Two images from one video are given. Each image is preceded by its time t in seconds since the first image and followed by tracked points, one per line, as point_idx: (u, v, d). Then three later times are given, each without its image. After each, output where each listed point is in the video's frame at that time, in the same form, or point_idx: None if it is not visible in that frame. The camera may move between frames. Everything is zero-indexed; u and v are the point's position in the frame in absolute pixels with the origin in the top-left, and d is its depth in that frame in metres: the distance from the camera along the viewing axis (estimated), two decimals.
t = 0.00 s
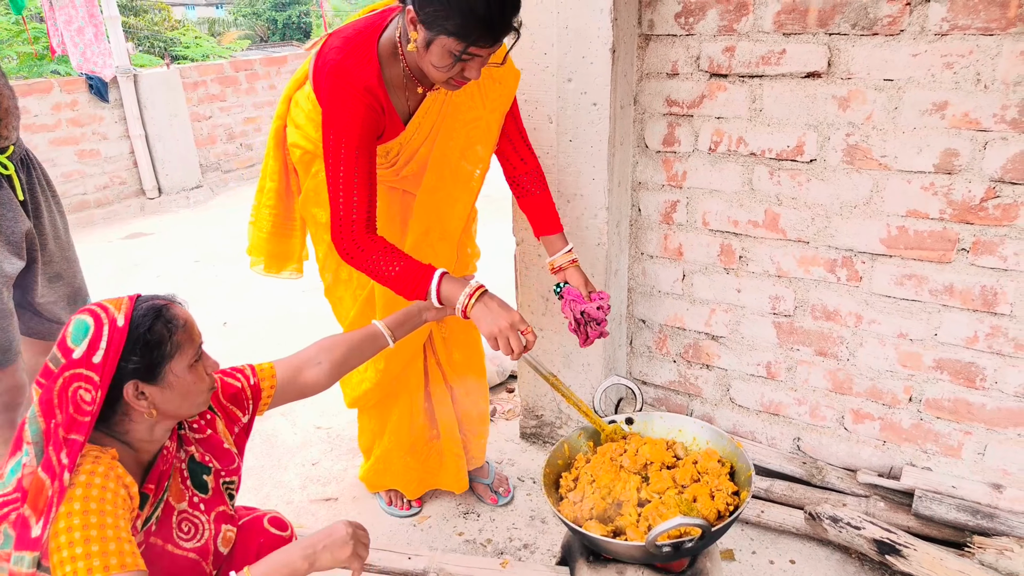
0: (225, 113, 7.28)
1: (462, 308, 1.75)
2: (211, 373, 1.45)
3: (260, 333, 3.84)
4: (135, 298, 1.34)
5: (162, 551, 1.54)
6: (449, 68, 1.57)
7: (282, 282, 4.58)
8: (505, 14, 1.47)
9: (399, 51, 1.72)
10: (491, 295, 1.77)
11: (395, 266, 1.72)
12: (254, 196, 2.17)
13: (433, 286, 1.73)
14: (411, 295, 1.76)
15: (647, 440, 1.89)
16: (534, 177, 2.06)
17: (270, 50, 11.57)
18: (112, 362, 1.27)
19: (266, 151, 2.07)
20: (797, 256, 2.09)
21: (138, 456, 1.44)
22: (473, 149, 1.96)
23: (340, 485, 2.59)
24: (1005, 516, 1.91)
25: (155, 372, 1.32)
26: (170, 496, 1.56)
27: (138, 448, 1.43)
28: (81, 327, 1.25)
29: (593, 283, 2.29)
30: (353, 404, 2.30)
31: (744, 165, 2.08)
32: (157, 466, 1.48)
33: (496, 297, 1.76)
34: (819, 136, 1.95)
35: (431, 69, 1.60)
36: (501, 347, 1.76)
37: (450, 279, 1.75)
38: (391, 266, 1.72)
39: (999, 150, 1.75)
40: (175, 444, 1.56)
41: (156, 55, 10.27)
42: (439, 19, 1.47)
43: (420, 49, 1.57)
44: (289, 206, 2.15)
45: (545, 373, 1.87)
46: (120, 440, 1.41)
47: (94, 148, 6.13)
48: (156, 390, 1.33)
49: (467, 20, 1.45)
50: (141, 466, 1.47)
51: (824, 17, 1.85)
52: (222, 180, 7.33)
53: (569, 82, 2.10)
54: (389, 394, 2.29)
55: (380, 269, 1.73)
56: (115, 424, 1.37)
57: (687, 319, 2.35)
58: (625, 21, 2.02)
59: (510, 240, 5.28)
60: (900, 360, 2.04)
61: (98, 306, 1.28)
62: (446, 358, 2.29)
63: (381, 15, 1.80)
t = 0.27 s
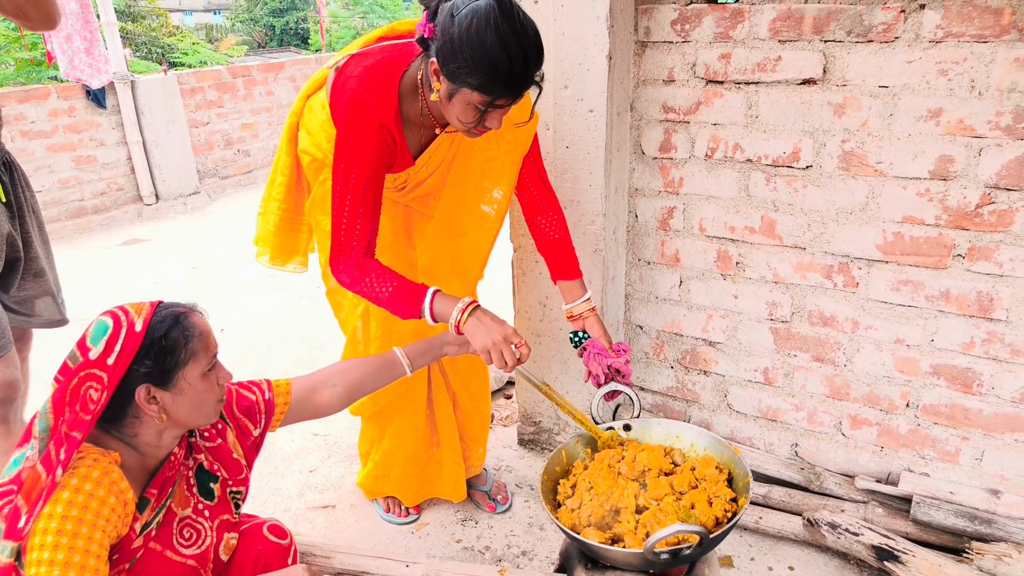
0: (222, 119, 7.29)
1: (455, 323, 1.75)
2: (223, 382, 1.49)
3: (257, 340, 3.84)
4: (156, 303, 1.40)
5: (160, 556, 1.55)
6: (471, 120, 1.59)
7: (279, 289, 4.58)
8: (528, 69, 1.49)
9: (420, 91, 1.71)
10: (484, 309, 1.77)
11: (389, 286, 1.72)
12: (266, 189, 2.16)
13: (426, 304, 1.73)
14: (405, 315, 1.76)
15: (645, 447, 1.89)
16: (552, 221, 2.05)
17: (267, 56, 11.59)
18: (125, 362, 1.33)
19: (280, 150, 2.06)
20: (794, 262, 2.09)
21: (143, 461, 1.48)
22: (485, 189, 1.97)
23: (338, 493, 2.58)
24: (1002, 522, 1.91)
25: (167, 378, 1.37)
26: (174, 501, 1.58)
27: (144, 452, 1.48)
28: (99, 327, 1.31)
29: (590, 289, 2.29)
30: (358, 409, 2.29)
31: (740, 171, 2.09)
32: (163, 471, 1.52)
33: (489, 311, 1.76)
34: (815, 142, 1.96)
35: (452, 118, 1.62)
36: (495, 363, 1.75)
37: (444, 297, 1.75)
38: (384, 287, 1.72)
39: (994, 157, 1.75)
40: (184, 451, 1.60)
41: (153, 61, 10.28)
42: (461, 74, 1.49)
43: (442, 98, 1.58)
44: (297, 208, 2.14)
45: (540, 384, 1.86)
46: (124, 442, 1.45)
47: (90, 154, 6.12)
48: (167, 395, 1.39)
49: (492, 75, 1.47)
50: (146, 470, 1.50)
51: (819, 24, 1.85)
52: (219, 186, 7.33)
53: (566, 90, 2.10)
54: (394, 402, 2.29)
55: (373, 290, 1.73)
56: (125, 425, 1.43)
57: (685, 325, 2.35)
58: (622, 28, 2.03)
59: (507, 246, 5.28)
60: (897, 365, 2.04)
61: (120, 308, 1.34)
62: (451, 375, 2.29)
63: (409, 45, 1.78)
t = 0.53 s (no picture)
0: (219, 114, 7.27)
1: (454, 319, 1.74)
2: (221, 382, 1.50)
3: (256, 334, 3.84)
4: (157, 301, 1.41)
5: (154, 552, 1.55)
6: (474, 112, 1.59)
7: (278, 283, 4.58)
8: (535, 68, 1.49)
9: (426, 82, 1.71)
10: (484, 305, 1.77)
11: (389, 279, 1.72)
12: (271, 178, 2.16)
13: (425, 297, 1.73)
14: (404, 308, 1.76)
15: (643, 439, 1.89)
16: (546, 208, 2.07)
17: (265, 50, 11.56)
18: (119, 360, 1.33)
19: (286, 140, 2.06)
20: (791, 254, 2.09)
21: (138, 458, 1.49)
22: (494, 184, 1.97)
23: (337, 486, 2.59)
24: (998, 512, 1.92)
25: (161, 377, 1.37)
26: (170, 498, 1.59)
27: (138, 450, 1.49)
28: (98, 324, 1.32)
29: (588, 282, 2.30)
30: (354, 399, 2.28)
31: (738, 164, 2.09)
32: (157, 469, 1.53)
33: (488, 308, 1.76)
34: (812, 135, 1.96)
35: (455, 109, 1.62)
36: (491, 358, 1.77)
37: (444, 291, 1.74)
38: (385, 278, 1.71)
39: (992, 148, 1.75)
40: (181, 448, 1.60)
41: (150, 56, 10.26)
42: (467, 67, 1.49)
43: (445, 89, 1.58)
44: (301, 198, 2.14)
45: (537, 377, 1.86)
46: (119, 439, 1.46)
47: (88, 149, 6.12)
48: (163, 395, 1.39)
49: (498, 71, 1.46)
50: (141, 468, 1.51)
51: (817, 16, 1.85)
52: (217, 181, 7.32)
53: (563, 82, 2.10)
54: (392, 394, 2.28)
55: (374, 281, 1.72)
56: (120, 422, 1.44)
57: (683, 318, 2.35)
58: (619, 21, 2.03)
59: (505, 241, 5.28)
60: (895, 358, 2.05)
61: (120, 306, 1.36)
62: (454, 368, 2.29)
63: (415, 36, 1.78)
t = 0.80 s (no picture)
0: (218, 110, 7.25)
1: (456, 315, 1.74)
2: (205, 382, 1.49)
3: (254, 331, 3.84)
4: (138, 302, 1.40)
5: (142, 556, 1.55)
6: (455, 95, 1.59)
7: (277, 280, 4.58)
8: (514, 56, 1.47)
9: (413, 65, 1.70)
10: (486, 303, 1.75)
11: (392, 271, 1.71)
12: (271, 174, 2.18)
13: (428, 293, 1.72)
14: (405, 301, 1.75)
15: (642, 436, 1.89)
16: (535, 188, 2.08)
17: (263, 45, 11.53)
18: (100, 363, 1.33)
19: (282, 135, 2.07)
20: (791, 251, 2.09)
21: (123, 461, 1.50)
22: (489, 173, 1.95)
23: (336, 483, 2.59)
24: (997, 510, 1.92)
25: (143, 379, 1.37)
26: (157, 500, 1.60)
27: (123, 453, 1.49)
28: (77, 327, 1.32)
29: (587, 279, 2.29)
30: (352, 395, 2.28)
31: (737, 161, 2.08)
32: (142, 472, 1.53)
33: (490, 306, 1.74)
34: (812, 131, 1.95)
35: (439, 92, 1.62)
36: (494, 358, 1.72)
37: (445, 288, 1.73)
38: (388, 270, 1.71)
39: (991, 146, 1.75)
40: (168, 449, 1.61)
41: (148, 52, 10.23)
42: (447, 47, 1.48)
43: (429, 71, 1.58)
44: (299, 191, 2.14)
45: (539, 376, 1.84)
46: (103, 443, 1.47)
47: (86, 145, 6.10)
48: (146, 397, 1.39)
49: (476, 56, 1.45)
50: (127, 471, 1.52)
51: (816, 12, 1.84)
52: (216, 177, 7.30)
53: (562, 78, 2.09)
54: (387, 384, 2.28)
55: (377, 273, 1.72)
56: (102, 425, 1.45)
57: (682, 315, 2.35)
58: (618, 16, 2.02)
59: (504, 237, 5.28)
60: (894, 355, 2.04)
61: (98, 308, 1.35)
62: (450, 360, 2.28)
63: (405, 22, 1.77)
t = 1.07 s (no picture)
0: (223, 117, 7.29)
1: (457, 326, 1.73)
2: (189, 390, 1.49)
3: (258, 338, 3.85)
4: (117, 310, 1.39)
5: (132, 568, 1.53)
6: (434, 98, 1.59)
7: (281, 287, 4.59)
8: (490, 62, 1.46)
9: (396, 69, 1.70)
10: (488, 315, 1.76)
11: (395, 280, 1.71)
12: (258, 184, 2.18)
13: (429, 302, 1.72)
14: (410, 310, 1.75)
15: (645, 445, 1.89)
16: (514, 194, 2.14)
17: (268, 54, 11.60)
18: (79, 374, 1.32)
19: (271, 144, 2.07)
20: (794, 260, 2.09)
21: (108, 471, 1.50)
22: (467, 179, 2.01)
23: (339, 491, 2.58)
24: (1003, 520, 1.91)
25: (124, 389, 1.36)
26: (146, 510, 1.58)
27: (108, 463, 1.49)
28: (54, 337, 1.30)
29: (590, 287, 2.29)
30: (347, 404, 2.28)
31: (741, 169, 2.09)
32: (129, 481, 1.52)
33: (492, 318, 1.74)
34: (816, 140, 1.95)
35: (418, 95, 1.62)
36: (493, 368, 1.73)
37: (446, 298, 1.73)
38: (389, 280, 1.71)
39: (995, 154, 1.75)
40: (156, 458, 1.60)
41: (154, 60, 10.28)
42: (422, 52, 1.47)
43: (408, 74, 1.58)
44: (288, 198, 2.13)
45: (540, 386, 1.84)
46: (87, 454, 1.46)
47: (92, 152, 6.13)
48: (127, 407, 1.38)
49: (452, 60, 1.45)
50: (113, 481, 1.51)
51: (820, 22, 1.85)
52: (221, 185, 7.33)
53: (567, 87, 2.10)
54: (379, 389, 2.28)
55: (378, 281, 1.72)
56: (85, 436, 1.43)
57: (685, 323, 2.35)
58: (622, 26, 2.02)
59: (507, 244, 5.29)
60: (898, 364, 2.04)
61: (76, 317, 1.33)
62: (444, 368, 2.27)
63: (388, 29, 1.78)
